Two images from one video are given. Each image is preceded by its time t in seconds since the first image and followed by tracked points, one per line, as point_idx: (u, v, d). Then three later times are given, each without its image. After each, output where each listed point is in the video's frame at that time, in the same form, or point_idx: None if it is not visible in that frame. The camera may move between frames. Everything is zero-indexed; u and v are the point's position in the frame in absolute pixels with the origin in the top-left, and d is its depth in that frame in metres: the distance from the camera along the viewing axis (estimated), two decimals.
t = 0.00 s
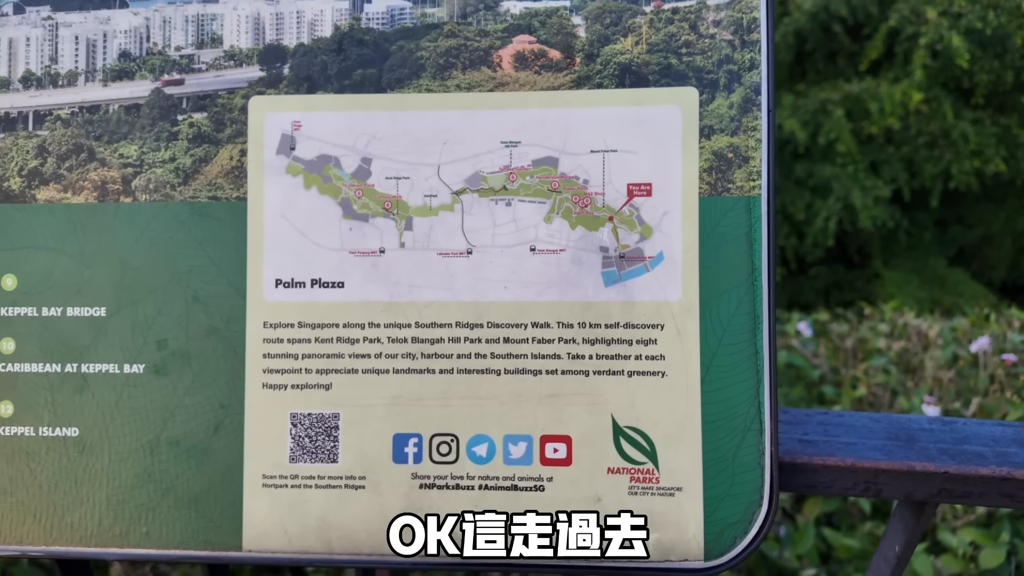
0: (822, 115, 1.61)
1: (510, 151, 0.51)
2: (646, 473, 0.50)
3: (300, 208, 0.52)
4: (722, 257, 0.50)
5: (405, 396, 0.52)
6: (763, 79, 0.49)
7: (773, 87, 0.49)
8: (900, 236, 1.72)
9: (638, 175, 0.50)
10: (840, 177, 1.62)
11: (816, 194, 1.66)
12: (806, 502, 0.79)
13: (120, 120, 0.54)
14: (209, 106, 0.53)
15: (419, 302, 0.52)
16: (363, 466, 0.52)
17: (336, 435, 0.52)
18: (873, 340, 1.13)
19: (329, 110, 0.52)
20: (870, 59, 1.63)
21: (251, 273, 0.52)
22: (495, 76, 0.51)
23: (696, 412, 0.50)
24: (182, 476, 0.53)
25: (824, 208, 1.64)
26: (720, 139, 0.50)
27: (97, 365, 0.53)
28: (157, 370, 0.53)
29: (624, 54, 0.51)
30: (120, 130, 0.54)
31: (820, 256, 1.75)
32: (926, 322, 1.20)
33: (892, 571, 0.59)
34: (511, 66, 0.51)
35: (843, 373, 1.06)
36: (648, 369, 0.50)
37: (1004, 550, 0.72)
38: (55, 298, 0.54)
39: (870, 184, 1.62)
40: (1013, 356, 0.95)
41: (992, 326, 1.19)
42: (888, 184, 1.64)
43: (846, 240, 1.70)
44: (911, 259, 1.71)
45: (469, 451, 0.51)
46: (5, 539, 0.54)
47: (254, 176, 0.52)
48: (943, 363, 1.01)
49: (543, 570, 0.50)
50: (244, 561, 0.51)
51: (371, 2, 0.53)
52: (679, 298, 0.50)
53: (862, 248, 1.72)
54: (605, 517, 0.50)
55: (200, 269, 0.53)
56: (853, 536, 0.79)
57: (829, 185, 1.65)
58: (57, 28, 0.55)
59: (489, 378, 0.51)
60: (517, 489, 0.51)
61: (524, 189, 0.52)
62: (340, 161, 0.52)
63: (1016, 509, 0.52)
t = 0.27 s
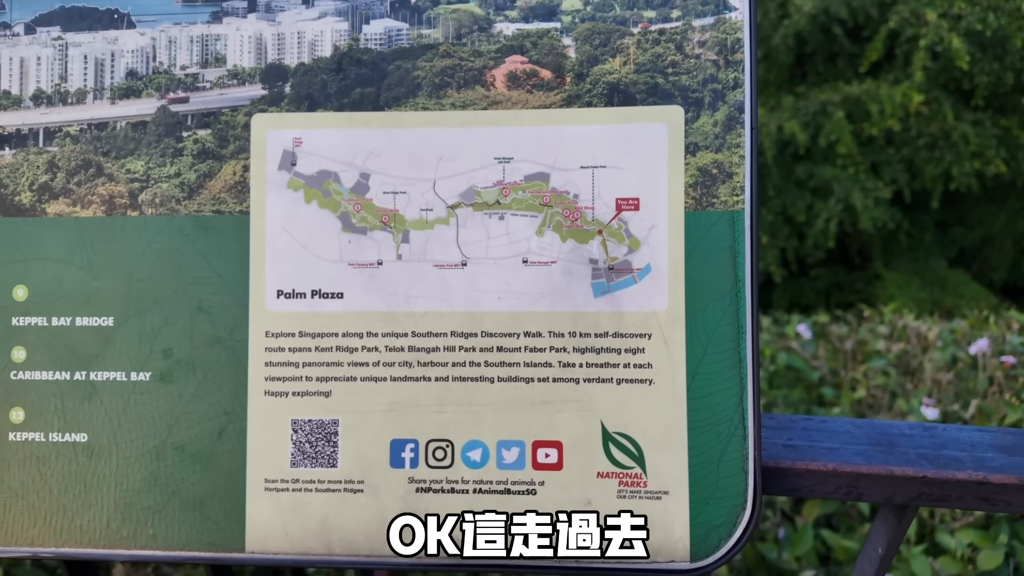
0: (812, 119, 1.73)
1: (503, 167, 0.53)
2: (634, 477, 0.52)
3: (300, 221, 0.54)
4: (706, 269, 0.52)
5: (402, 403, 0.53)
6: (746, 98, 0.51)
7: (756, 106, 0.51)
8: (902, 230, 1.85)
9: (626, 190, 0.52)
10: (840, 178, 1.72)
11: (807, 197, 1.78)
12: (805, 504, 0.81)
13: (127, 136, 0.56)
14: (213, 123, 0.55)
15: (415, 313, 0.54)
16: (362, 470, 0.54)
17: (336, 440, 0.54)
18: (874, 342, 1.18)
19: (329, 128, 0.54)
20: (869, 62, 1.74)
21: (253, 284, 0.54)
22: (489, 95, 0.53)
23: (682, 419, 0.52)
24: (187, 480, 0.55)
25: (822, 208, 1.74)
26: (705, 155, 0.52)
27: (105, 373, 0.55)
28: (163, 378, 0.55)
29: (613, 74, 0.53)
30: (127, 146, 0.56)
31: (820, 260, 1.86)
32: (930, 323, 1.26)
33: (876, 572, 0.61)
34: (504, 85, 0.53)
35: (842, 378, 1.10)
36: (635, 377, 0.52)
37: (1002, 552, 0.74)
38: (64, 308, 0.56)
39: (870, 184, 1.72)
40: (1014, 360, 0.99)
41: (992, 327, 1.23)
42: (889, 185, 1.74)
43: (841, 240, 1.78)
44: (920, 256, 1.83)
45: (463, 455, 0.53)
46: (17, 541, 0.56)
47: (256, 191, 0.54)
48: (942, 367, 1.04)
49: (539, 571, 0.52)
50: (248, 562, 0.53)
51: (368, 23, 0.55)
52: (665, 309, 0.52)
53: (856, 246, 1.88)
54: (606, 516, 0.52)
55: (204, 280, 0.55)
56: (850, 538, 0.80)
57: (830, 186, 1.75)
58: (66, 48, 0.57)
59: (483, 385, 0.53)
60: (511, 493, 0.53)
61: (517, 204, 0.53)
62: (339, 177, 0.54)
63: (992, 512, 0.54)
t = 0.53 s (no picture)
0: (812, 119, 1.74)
1: (504, 180, 0.56)
2: (628, 476, 0.54)
3: (311, 232, 0.57)
4: (697, 278, 0.54)
5: (408, 405, 0.56)
6: (735, 115, 0.54)
7: (745, 123, 0.53)
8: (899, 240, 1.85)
9: (621, 203, 0.55)
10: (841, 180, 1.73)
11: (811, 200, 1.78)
12: (804, 505, 0.84)
13: (146, 150, 0.59)
14: (228, 138, 0.58)
15: (421, 319, 0.56)
16: (369, 469, 0.56)
17: (344, 441, 0.56)
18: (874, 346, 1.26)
19: (339, 143, 0.57)
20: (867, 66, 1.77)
21: (266, 292, 0.57)
22: (491, 112, 0.56)
23: (674, 421, 0.54)
24: (203, 478, 0.57)
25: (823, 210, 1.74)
26: (696, 170, 0.55)
27: (124, 376, 0.58)
28: (180, 381, 0.58)
29: (610, 92, 0.55)
30: (146, 159, 0.59)
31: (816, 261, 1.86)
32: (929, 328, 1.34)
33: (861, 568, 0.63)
34: (505, 103, 0.56)
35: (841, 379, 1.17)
36: (630, 381, 0.55)
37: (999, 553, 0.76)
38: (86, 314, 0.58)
39: (871, 187, 1.72)
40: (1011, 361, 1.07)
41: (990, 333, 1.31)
42: (889, 187, 1.76)
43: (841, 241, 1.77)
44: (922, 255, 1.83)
45: (466, 455, 0.56)
46: (41, 536, 0.58)
47: (269, 202, 0.57)
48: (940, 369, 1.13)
49: (539, 566, 0.55)
50: (261, 556, 0.56)
51: (377, 42, 0.57)
52: (659, 316, 0.55)
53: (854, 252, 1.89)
54: (605, 517, 0.54)
55: (220, 288, 0.57)
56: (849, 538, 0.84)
57: (830, 187, 1.76)
58: (88, 66, 0.59)
59: (485, 388, 0.56)
60: (511, 491, 0.55)
61: (517, 216, 0.56)
62: (348, 189, 0.57)
63: (969, 510, 0.56)
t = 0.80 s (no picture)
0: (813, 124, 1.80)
1: (497, 206, 0.60)
2: (611, 481, 0.59)
3: (318, 253, 0.61)
4: (675, 298, 0.59)
5: (407, 414, 0.60)
6: (712, 147, 0.58)
7: (720, 154, 0.58)
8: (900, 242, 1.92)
9: (606, 227, 0.59)
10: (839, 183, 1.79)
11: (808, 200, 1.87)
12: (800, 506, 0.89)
13: (163, 176, 0.63)
14: (240, 165, 0.62)
15: (419, 335, 0.60)
16: (371, 475, 0.60)
17: (348, 448, 0.60)
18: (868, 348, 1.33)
19: (344, 171, 0.61)
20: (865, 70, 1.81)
21: (275, 309, 0.61)
22: (485, 142, 0.60)
23: (655, 430, 0.59)
24: (216, 483, 0.61)
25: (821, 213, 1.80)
26: (675, 197, 0.59)
27: (142, 388, 0.62)
28: (195, 393, 0.62)
29: (597, 125, 0.59)
30: (163, 185, 0.63)
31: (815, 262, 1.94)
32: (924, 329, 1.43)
33: (833, 566, 0.68)
34: (498, 134, 0.60)
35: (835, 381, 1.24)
36: (613, 393, 0.59)
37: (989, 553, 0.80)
38: (106, 330, 0.62)
39: (869, 188, 1.79)
40: (1003, 364, 1.15)
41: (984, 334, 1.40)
42: (888, 189, 1.81)
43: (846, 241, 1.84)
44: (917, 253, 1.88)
45: (462, 462, 0.60)
46: (65, 537, 0.63)
47: (278, 226, 0.61)
48: (935, 373, 1.18)
49: (531, 564, 0.59)
50: (271, 556, 0.60)
51: (379, 77, 0.61)
52: (641, 332, 0.59)
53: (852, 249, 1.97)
54: (604, 517, 0.58)
55: (232, 306, 0.61)
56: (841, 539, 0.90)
57: (829, 189, 1.82)
58: (109, 97, 0.64)
59: (479, 400, 0.60)
60: (503, 495, 0.59)
61: (510, 239, 0.60)
62: (352, 214, 0.61)
63: (929, 513, 0.61)
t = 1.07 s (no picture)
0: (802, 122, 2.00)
1: (488, 228, 0.64)
2: (595, 486, 0.63)
3: (321, 272, 0.65)
4: (655, 314, 0.63)
5: (405, 423, 0.64)
6: (688, 174, 0.62)
7: (696, 181, 0.62)
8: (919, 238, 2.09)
9: (590, 248, 0.63)
10: (837, 184, 1.98)
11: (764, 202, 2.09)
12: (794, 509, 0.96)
13: (175, 200, 0.67)
14: (248, 190, 0.66)
15: (415, 348, 0.65)
16: (370, 480, 0.64)
17: (349, 454, 0.65)
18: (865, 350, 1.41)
19: (345, 195, 0.65)
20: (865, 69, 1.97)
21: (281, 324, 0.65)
22: (477, 168, 0.64)
23: (635, 438, 0.63)
24: (226, 487, 0.66)
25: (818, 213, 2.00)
26: (654, 221, 0.63)
27: (156, 398, 0.66)
28: (205, 403, 0.66)
29: (581, 153, 0.64)
30: (175, 208, 0.67)
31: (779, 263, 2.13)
32: (920, 332, 1.50)
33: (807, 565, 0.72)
34: (489, 161, 0.64)
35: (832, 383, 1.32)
36: (597, 403, 0.63)
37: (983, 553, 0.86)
38: (122, 344, 0.67)
39: (868, 190, 1.97)
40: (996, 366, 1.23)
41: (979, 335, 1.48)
42: (888, 190, 1.99)
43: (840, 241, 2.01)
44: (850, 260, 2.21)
45: (455, 467, 0.64)
46: (84, 537, 0.67)
47: (284, 246, 0.65)
48: (930, 376, 1.27)
49: (521, 563, 0.63)
50: (277, 555, 0.64)
51: (379, 107, 0.65)
52: (622, 347, 0.63)
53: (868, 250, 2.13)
54: (604, 517, 0.62)
55: (241, 321, 0.66)
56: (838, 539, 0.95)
57: (828, 191, 2.01)
58: (124, 125, 0.68)
59: (472, 409, 0.64)
60: (494, 499, 0.64)
61: (500, 259, 0.64)
62: (353, 235, 0.65)
63: (892, 515, 0.65)
